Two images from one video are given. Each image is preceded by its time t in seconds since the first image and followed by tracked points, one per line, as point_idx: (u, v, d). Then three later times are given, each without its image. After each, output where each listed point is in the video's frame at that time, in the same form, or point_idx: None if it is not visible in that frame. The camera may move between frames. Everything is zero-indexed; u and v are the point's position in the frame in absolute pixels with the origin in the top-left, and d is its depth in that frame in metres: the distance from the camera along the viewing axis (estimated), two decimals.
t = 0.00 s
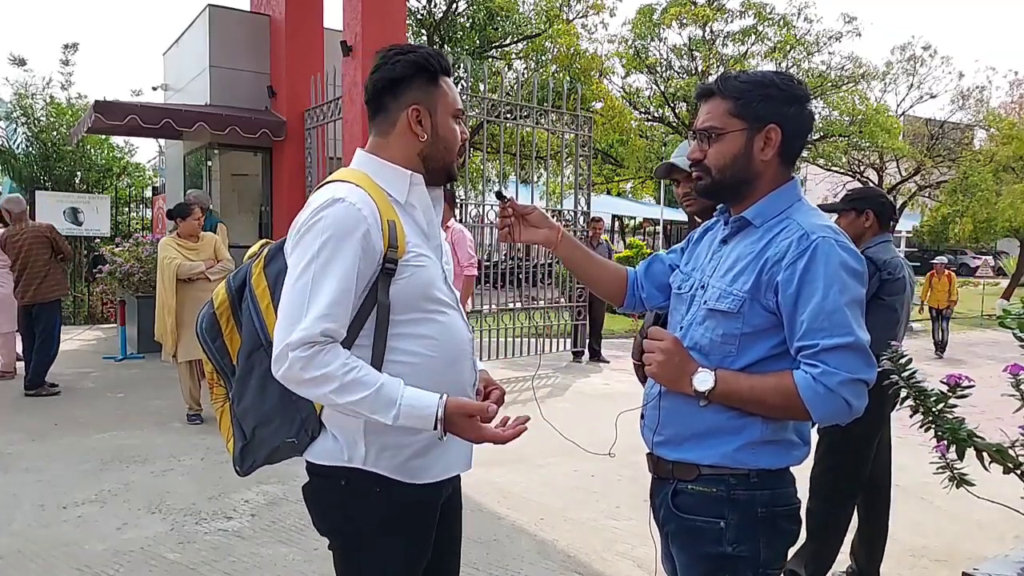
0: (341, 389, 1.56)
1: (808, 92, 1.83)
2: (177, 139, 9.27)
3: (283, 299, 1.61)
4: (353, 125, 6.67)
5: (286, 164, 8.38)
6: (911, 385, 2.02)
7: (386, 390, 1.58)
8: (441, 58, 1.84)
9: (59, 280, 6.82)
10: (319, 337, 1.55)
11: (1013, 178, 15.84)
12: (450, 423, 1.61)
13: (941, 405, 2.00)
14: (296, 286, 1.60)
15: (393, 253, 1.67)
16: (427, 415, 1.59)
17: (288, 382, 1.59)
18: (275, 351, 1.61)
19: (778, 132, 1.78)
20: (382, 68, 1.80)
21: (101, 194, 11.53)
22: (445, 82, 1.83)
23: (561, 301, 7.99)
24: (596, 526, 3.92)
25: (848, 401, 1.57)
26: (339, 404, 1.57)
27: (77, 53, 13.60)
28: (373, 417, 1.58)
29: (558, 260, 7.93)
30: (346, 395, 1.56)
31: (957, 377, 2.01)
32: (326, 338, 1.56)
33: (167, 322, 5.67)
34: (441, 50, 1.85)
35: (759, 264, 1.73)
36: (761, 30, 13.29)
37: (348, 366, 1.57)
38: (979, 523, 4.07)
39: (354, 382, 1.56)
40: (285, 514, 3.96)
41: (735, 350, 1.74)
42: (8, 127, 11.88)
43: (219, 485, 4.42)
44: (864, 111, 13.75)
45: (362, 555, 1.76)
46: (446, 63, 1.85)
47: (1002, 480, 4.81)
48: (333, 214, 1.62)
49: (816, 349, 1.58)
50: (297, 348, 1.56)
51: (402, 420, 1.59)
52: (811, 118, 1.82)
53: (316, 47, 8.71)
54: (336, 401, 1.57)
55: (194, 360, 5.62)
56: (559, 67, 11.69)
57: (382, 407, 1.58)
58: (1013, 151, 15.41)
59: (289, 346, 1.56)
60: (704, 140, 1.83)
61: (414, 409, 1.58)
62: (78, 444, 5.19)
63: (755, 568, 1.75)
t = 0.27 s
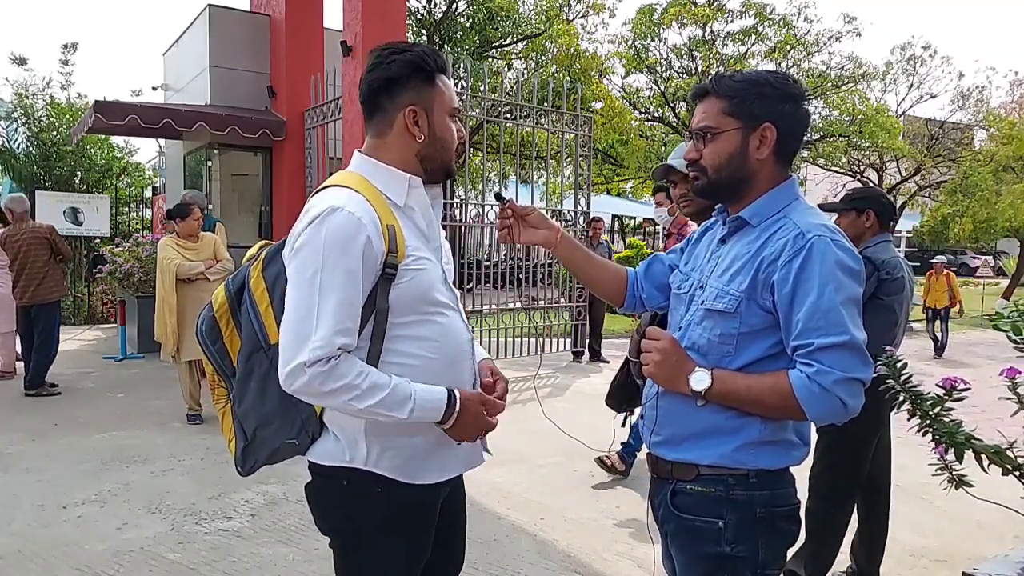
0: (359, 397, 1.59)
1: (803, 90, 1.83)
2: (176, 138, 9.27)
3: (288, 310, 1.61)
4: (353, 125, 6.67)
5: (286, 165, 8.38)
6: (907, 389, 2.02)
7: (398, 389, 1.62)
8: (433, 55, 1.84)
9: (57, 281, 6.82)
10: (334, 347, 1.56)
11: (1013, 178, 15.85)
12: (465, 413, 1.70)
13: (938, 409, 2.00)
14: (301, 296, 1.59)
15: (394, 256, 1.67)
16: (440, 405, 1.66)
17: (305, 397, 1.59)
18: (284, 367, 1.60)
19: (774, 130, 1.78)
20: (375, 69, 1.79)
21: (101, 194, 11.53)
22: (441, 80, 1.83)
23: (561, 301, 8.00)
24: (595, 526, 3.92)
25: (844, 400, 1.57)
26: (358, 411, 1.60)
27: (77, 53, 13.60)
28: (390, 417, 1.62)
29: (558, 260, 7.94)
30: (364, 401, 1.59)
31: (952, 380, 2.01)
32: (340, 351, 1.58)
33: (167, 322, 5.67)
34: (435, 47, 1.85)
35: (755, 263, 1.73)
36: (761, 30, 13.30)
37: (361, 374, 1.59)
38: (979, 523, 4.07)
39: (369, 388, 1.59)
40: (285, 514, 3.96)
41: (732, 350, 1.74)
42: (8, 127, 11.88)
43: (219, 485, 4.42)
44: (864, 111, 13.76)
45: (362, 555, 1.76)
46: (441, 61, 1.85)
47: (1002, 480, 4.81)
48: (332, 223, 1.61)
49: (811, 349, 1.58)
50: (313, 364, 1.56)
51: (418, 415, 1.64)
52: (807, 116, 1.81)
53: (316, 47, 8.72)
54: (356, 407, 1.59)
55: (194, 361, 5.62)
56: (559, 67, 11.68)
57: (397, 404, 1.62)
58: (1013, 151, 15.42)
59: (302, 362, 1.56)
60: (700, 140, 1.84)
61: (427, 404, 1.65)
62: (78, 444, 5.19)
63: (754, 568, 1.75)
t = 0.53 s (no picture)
0: (403, 395, 1.64)
1: (804, 90, 1.83)
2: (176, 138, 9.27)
3: (318, 318, 1.59)
4: (353, 125, 6.67)
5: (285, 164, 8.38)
6: (911, 386, 2.01)
7: (430, 384, 1.70)
8: (431, 55, 1.83)
9: (57, 281, 6.81)
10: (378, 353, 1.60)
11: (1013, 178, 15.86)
12: (479, 393, 1.83)
13: (941, 406, 2.00)
14: (330, 303, 1.58)
15: (403, 262, 1.69)
16: (460, 395, 1.76)
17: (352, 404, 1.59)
18: (329, 380, 1.59)
19: (774, 130, 1.78)
20: (374, 72, 1.79)
21: (101, 194, 11.53)
22: (441, 82, 1.82)
23: (561, 301, 8.01)
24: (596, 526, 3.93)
25: (841, 401, 1.57)
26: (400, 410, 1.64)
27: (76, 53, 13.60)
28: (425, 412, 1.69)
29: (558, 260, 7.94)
30: (407, 399, 1.65)
31: (956, 378, 2.01)
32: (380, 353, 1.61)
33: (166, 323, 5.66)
34: (433, 47, 1.85)
35: (754, 263, 1.73)
36: (761, 30, 13.30)
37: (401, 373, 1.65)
38: (979, 523, 4.07)
39: (412, 386, 1.65)
40: (285, 514, 3.96)
41: (730, 350, 1.74)
42: (8, 127, 11.87)
43: (219, 485, 4.42)
44: (864, 111, 13.76)
45: (361, 554, 1.76)
46: (442, 62, 1.85)
47: (1002, 480, 4.81)
48: (348, 226, 1.61)
49: (809, 349, 1.58)
50: (364, 369, 1.58)
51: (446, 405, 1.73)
52: (807, 117, 1.81)
53: (316, 47, 8.71)
54: (400, 407, 1.64)
55: (194, 361, 5.62)
56: (559, 67, 11.68)
57: (429, 398, 1.69)
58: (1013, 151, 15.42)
59: (353, 370, 1.57)
60: (701, 139, 1.84)
61: (452, 394, 1.74)
62: (78, 444, 5.19)
63: (752, 568, 1.75)
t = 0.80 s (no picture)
0: (416, 395, 1.65)
1: (808, 91, 1.83)
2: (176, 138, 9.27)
3: (338, 321, 1.57)
4: (353, 125, 6.67)
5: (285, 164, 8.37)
6: (908, 386, 2.01)
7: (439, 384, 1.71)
8: (428, 55, 1.83)
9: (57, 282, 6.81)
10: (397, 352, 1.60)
11: (1013, 178, 15.86)
12: (482, 390, 1.84)
13: (939, 406, 2.00)
14: (349, 305, 1.56)
15: (414, 263, 1.69)
16: (465, 394, 1.78)
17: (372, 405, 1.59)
18: (347, 380, 1.57)
19: (777, 130, 1.78)
20: (366, 78, 1.81)
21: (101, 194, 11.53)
22: (435, 80, 1.81)
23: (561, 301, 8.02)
24: (595, 526, 3.93)
25: (840, 401, 1.57)
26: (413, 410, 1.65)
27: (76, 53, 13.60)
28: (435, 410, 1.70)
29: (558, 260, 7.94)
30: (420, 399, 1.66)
31: (954, 378, 2.00)
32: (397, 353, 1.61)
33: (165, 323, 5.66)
34: (429, 47, 1.84)
35: (755, 262, 1.73)
36: (761, 30, 13.30)
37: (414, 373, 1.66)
38: (979, 523, 4.07)
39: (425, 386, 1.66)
40: (285, 514, 3.96)
41: (729, 349, 1.74)
42: (8, 127, 11.87)
43: (219, 485, 4.42)
44: (864, 111, 13.76)
45: (361, 552, 1.75)
46: (437, 62, 1.84)
47: (1002, 480, 4.81)
48: (364, 229, 1.60)
49: (809, 348, 1.58)
50: (384, 370, 1.57)
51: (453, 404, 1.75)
52: (810, 118, 1.81)
53: (316, 47, 8.71)
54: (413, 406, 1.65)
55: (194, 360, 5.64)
56: (559, 67, 11.67)
57: (438, 398, 1.70)
58: (1013, 151, 15.41)
59: (374, 370, 1.56)
60: (704, 138, 1.84)
61: (459, 393, 1.76)
62: (78, 444, 5.19)
63: (751, 568, 1.75)
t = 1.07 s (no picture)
0: (409, 381, 1.64)
1: (809, 92, 1.82)
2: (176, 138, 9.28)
3: (319, 313, 1.61)
4: (353, 126, 6.67)
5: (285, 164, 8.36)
6: (908, 386, 2.01)
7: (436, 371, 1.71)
8: (420, 58, 1.84)
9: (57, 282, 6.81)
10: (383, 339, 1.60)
11: (1013, 178, 15.85)
12: (486, 380, 1.84)
13: (939, 406, 2.00)
14: (336, 294, 1.58)
15: (405, 254, 1.69)
16: (467, 382, 1.78)
17: (359, 392, 1.60)
18: (336, 367, 1.59)
19: (777, 130, 1.78)
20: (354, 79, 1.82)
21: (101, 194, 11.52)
22: (420, 79, 1.81)
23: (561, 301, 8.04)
24: (595, 526, 3.93)
25: (838, 401, 1.57)
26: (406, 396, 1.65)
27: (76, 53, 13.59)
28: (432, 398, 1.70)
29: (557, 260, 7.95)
30: (414, 385, 1.65)
31: (954, 378, 2.00)
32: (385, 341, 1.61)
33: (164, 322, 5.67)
34: (420, 49, 1.85)
35: (755, 263, 1.73)
36: (761, 30, 13.30)
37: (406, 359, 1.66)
38: (979, 523, 4.07)
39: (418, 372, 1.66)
40: (285, 514, 3.96)
41: (729, 349, 1.74)
42: (8, 127, 11.87)
43: (219, 485, 4.42)
44: (864, 111, 13.75)
45: (366, 548, 1.75)
46: (424, 62, 1.84)
47: (1003, 480, 4.82)
48: (357, 225, 1.61)
49: (807, 349, 1.58)
50: (368, 357, 1.58)
51: (453, 391, 1.74)
52: (812, 118, 1.81)
53: (316, 47, 8.71)
54: (406, 392, 1.64)
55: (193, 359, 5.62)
56: (559, 67, 11.67)
57: (436, 385, 1.70)
58: (1013, 151, 15.41)
59: (359, 355, 1.57)
60: (705, 138, 1.85)
61: (458, 381, 1.76)
62: (78, 444, 5.19)
63: (750, 568, 1.76)
